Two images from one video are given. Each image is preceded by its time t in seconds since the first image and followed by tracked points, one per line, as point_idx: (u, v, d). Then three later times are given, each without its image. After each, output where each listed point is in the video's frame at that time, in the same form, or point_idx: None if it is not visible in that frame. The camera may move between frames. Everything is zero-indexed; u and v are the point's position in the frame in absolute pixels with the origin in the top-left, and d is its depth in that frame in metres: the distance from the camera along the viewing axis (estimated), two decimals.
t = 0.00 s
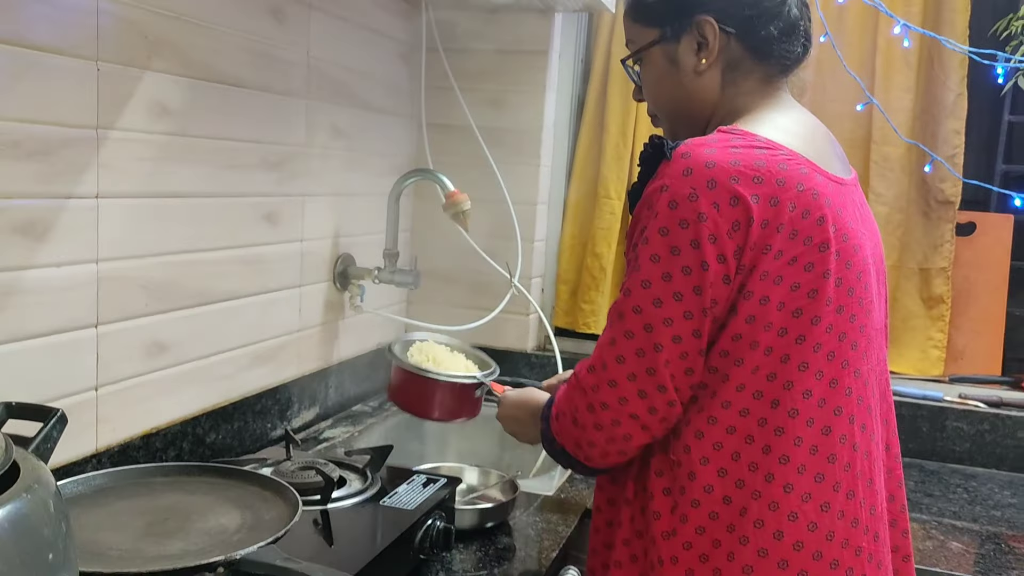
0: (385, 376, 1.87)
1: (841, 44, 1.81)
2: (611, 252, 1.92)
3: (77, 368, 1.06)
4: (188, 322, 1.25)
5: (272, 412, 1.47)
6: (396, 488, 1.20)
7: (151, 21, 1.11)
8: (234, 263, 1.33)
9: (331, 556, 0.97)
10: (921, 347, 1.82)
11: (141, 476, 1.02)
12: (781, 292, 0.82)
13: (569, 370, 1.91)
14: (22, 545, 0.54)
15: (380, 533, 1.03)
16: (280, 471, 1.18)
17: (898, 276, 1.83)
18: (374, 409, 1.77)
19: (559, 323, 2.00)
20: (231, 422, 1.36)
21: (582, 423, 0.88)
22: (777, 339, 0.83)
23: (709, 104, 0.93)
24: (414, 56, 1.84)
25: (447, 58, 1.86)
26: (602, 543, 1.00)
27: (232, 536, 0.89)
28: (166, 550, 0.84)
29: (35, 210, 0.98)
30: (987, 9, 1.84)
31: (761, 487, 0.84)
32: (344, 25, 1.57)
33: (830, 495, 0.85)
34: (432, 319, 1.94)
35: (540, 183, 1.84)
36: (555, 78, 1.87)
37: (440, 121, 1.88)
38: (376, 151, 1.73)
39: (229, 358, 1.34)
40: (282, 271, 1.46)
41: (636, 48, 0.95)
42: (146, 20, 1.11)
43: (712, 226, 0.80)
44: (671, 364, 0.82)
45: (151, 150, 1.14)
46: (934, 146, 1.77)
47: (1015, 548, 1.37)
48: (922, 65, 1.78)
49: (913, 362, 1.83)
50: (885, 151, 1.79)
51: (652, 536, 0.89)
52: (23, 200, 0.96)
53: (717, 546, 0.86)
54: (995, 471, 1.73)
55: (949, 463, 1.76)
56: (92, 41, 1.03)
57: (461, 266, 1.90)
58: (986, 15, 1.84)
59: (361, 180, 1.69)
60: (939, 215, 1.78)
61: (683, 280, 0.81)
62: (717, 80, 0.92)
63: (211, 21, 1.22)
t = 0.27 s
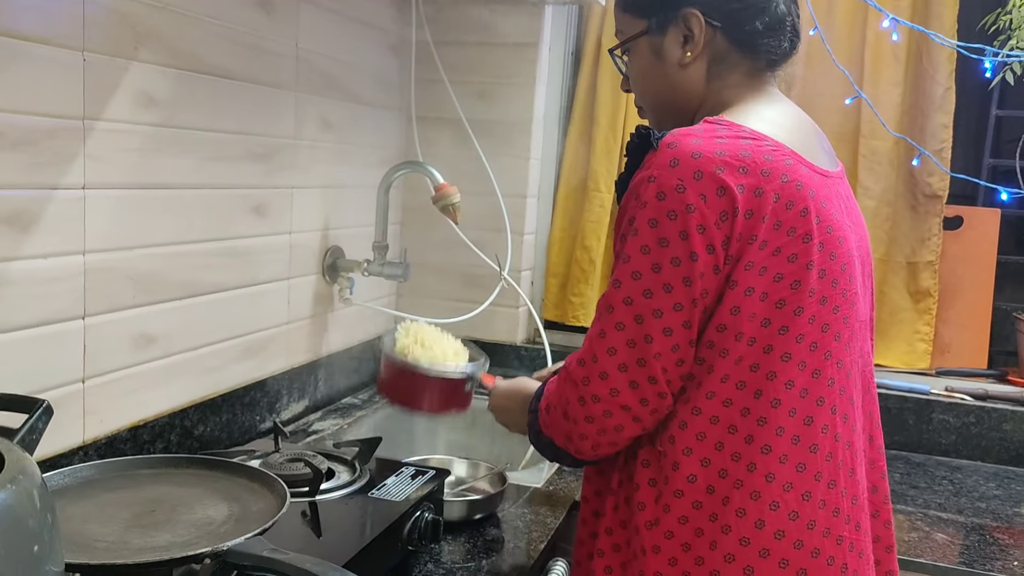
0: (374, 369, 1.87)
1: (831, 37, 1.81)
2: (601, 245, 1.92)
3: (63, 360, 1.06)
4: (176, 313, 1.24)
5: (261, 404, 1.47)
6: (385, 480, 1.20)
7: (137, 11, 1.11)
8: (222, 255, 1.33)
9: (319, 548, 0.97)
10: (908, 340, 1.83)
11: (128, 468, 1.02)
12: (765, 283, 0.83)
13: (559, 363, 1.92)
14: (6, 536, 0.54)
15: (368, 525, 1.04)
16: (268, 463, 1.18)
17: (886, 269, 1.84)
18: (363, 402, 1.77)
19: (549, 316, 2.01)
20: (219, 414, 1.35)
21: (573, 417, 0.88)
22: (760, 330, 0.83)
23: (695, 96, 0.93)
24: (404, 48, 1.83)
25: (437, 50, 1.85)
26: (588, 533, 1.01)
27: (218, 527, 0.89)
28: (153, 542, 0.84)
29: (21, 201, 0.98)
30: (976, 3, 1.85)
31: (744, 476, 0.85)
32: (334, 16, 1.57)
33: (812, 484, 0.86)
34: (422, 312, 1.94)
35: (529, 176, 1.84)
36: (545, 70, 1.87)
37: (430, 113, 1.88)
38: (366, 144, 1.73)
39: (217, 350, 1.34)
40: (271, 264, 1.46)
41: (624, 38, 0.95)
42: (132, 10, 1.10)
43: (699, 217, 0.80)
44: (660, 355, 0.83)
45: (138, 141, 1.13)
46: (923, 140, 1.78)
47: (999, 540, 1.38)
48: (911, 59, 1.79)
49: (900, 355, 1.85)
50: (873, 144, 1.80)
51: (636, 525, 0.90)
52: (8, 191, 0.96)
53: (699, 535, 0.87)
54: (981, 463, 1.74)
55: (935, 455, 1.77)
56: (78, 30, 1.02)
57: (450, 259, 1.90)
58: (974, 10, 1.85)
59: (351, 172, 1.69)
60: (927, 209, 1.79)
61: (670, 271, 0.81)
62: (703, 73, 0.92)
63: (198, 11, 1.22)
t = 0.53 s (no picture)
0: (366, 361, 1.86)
1: (823, 30, 1.81)
2: (592, 238, 1.92)
3: (51, 352, 1.05)
4: (165, 306, 1.24)
5: (252, 397, 1.46)
6: (375, 473, 1.20)
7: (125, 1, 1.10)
8: (212, 247, 1.32)
9: (308, 541, 0.97)
10: (899, 333, 1.84)
11: (116, 461, 1.01)
12: (753, 275, 0.83)
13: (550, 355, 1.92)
14: None
15: (358, 518, 1.03)
16: (257, 456, 1.18)
17: (877, 263, 1.84)
18: (355, 395, 1.77)
19: (541, 309, 2.00)
20: (209, 407, 1.35)
21: (564, 410, 0.88)
22: (748, 322, 0.83)
23: (684, 90, 0.93)
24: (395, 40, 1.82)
25: (429, 42, 1.84)
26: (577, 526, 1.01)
27: (206, 520, 0.88)
28: (140, 535, 0.84)
29: (7, 192, 0.97)
30: None
31: (732, 469, 0.85)
32: (324, 7, 1.56)
33: (799, 476, 0.86)
34: (413, 305, 1.93)
35: (521, 168, 1.84)
36: (538, 63, 1.86)
37: (421, 105, 1.87)
38: (357, 136, 1.72)
39: (207, 343, 1.34)
40: (261, 256, 1.45)
41: (612, 34, 0.94)
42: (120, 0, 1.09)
43: (689, 208, 0.80)
44: (655, 349, 0.82)
45: (126, 132, 1.13)
46: (914, 133, 1.78)
47: (988, 532, 1.38)
48: (902, 52, 1.79)
49: (891, 348, 1.85)
50: (865, 138, 1.80)
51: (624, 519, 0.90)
52: None
53: (687, 527, 0.87)
54: (971, 456, 1.75)
55: (925, 448, 1.78)
56: (65, 20, 1.01)
57: (442, 252, 1.89)
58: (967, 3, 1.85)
59: (342, 164, 1.68)
60: (918, 202, 1.79)
61: (660, 263, 0.81)
62: (690, 68, 0.92)
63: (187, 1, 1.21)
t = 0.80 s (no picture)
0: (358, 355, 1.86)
1: (817, 24, 1.81)
2: (585, 232, 1.92)
3: (41, 345, 1.05)
4: (156, 299, 1.23)
5: (244, 391, 1.46)
6: (367, 467, 1.20)
7: None
8: (203, 240, 1.32)
9: (299, 535, 0.97)
10: (891, 327, 1.84)
11: (107, 455, 1.01)
12: (745, 271, 0.83)
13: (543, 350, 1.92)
14: None
15: (351, 511, 1.04)
16: (249, 449, 1.17)
17: (869, 257, 1.85)
18: (347, 389, 1.77)
19: (534, 303, 2.00)
20: (201, 400, 1.34)
21: (552, 404, 0.88)
22: (740, 318, 0.83)
23: (676, 85, 0.93)
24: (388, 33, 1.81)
25: (422, 35, 1.84)
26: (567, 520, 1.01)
27: (197, 514, 0.88)
28: (130, 529, 0.84)
29: None
30: None
31: (722, 464, 0.85)
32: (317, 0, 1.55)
33: (790, 471, 0.86)
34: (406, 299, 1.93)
35: (514, 162, 1.84)
36: (531, 56, 1.86)
37: (414, 99, 1.86)
38: (350, 129, 1.71)
39: (199, 337, 1.33)
40: (254, 249, 1.45)
41: (605, 28, 0.94)
42: None
43: (682, 206, 0.80)
44: (643, 345, 0.82)
45: (117, 125, 1.12)
46: (907, 128, 1.78)
47: (979, 525, 1.39)
48: (895, 47, 1.79)
49: (883, 343, 1.85)
50: (858, 132, 1.80)
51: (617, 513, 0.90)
52: None
53: (678, 522, 0.87)
54: (962, 450, 1.76)
55: (916, 442, 1.78)
56: (55, 12, 1.01)
57: (434, 246, 1.89)
58: None
59: (335, 158, 1.68)
60: (910, 196, 1.79)
61: (652, 260, 0.81)
62: (683, 62, 0.91)
63: None
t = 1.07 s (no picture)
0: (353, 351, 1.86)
1: (813, 20, 1.81)
2: (581, 228, 1.92)
3: (32, 341, 1.04)
4: (149, 295, 1.23)
5: (238, 387, 1.45)
6: (361, 463, 1.19)
7: None
8: (196, 236, 1.31)
9: (293, 532, 0.96)
10: (886, 323, 1.84)
11: (99, 451, 1.00)
12: (743, 268, 0.82)
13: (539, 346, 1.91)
14: None
15: (346, 508, 1.03)
16: (243, 446, 1.17)
17: (865, 253, 1.85)
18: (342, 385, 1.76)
19: (529, 299, 2.00)
20: (195, 397, 1.34)
21: (544, 400, 0.89)
22: (737, 315, 0.83)
23: (674, 79, 0.92)
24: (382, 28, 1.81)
25: (417, 30, 1.83)
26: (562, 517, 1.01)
27: (190, 511, 0.88)
28: (122, 526, 0.83)
29: None
30: None
31: (718, 461, 0.84)
32: None
33: (786, 469, 0.86)
34: (401, 295, 1.93)
35: (510, 158, 1.83)
36: (527, 52, 1.85)
37: (409, 94, 1.86)
38: (344, 124, 1.71)
39: (193, 333, 1.33)
40: (247, 245, 1.44)
41: (605, 21, 0.94)
42: None
43: (678, 203, 0.79)
44: (633, 342, 0.82)
45: (108, 119, 1.11)
46: (903, 124, 1.78)
47: (974, 521, 1.39)
48: (892, 43, 1.79)
49: (879, 338, 1.85)
50: (854, 128, 1.79)
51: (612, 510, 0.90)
52: None
53: (672, 519, 0.87)
54: (957, 446, 1.76)
55: (912, 438, 1.78)
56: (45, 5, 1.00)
57: (429, 242, 1.88)
58: None
59: (329, 153, 1.67)
60: (906, 192, 1.79)
61: (649, 257, 0.80)
62: (682, 56, 0.91)
63: None
